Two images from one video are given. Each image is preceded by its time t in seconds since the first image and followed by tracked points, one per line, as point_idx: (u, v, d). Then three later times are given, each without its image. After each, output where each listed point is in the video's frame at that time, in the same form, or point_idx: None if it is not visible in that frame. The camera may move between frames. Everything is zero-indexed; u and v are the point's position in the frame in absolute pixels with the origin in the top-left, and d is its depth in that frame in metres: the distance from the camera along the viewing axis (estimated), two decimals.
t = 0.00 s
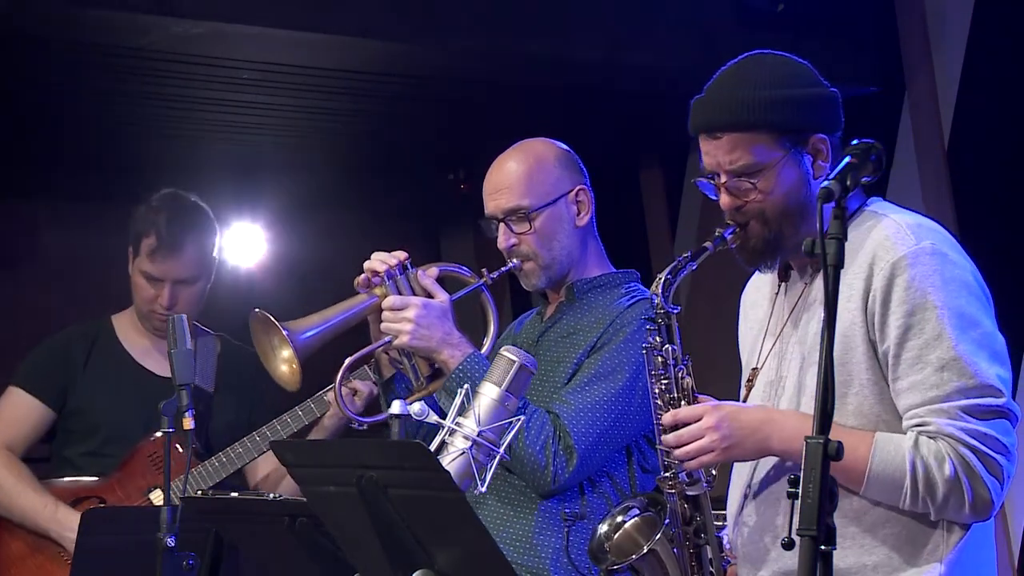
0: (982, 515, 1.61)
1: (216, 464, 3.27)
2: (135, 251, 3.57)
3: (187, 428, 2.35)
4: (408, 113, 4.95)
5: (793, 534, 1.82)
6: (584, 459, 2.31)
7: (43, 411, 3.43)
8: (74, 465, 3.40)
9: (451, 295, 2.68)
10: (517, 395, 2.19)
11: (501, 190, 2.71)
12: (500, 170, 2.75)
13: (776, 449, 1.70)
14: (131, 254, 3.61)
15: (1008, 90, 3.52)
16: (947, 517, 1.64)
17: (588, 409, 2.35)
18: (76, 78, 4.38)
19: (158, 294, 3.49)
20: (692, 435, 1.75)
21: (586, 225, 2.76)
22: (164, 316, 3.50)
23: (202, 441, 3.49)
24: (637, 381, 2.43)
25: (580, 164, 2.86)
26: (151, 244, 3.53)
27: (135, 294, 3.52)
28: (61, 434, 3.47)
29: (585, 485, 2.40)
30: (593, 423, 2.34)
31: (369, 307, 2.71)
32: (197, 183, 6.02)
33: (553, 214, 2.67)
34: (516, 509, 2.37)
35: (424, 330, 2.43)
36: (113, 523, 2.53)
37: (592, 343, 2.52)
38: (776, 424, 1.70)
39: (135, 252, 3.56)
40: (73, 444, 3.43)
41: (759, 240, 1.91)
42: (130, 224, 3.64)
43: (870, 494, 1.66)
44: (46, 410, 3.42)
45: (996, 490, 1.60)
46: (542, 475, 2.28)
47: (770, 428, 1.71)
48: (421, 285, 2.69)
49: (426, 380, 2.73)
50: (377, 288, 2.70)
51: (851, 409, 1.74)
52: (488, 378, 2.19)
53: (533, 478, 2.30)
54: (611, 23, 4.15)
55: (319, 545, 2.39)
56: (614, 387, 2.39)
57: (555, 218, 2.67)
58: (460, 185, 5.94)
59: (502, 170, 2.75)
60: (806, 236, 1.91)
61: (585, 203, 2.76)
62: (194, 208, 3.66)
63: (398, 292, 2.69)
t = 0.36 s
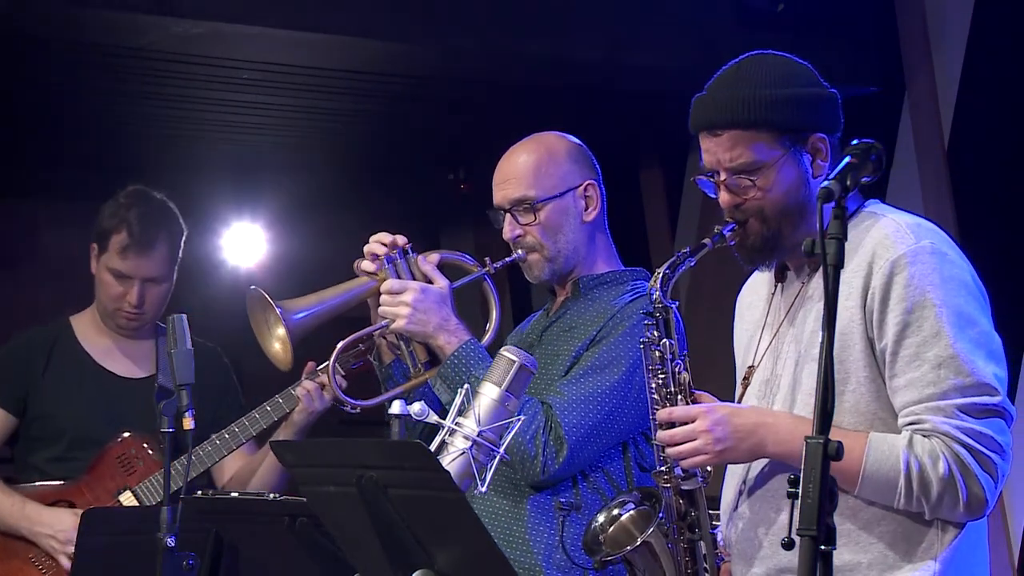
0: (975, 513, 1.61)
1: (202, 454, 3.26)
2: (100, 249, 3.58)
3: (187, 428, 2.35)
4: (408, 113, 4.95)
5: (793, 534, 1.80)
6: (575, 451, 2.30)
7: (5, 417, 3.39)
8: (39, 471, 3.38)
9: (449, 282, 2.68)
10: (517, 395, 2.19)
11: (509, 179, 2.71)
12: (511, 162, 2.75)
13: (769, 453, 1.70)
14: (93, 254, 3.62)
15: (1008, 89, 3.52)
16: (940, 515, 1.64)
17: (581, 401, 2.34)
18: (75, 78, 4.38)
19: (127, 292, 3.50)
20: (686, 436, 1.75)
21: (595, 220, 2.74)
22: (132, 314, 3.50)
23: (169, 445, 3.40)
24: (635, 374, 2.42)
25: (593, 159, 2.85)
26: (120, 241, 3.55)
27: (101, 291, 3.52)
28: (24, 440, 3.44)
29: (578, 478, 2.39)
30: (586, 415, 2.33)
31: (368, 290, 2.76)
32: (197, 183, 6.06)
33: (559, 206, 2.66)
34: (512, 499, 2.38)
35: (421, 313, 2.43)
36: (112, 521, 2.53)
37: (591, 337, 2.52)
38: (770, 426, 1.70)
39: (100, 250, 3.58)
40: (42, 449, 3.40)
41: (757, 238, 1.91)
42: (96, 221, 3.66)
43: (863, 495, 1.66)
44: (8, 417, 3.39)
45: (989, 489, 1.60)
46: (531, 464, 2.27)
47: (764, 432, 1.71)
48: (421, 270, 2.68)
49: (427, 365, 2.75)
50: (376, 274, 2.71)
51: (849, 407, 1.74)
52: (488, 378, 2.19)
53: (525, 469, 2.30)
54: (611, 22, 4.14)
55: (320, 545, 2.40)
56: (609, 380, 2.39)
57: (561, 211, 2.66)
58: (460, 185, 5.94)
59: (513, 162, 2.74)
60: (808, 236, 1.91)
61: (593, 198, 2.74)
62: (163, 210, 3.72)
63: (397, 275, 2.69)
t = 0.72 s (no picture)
0: (972, 510, 1.61)
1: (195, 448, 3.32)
2: (77, 249, 3.58)
3: (187, 428, 2.35)
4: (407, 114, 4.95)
5: (793, 534, 1.80)
6: (575, 453, 2.28)
7: None
8: (19, 476, 3.38)
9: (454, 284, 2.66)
10: (516, 395, 2.21)
11: (515, 181, 2.71)
12: (518, 164, 2.75)
13: (767, 448, 1.70)
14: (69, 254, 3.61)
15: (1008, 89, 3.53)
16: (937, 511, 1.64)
17: (582, 401, 2.33)
18: (75, 78, 4.38)
19: (103, 294, 3.50)
20: (684, 429, 1.75)
21: (604, 220, 2.73)
22: (109, 315, 3.51)
23: (151, 443, 3.45)
24: (637, 375, 2.39)
25: (603, 159, 2.84)
26: (97, 242, 3.55)
27: (76, 292, 3.52)
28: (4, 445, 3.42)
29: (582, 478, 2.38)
30: (587, 416, 2.32)
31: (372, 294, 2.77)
32: (197, 183, 6.06)
33: (566, 208, 2.66)
34: (515, 502, 2.37)
35: (422, 317, 2.43)
36: (112, 521, 2.53)
37: (596, 336, 2.50)
38: (769, 423, 1.70)
39: (76, 250, 3.57)
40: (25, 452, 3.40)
41: (759, 236, 1.91)
42: (73, 221, 3.65)
43: (862, 492, 1.66)
44: None
45: (986, 484, 1.60)
46: (531, 467, 2.27)
47: (762, 426, 1.71)
48: (425, 273, 2.66)
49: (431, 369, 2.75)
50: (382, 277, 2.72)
51: (847, 404, 1.74)
52: (488, 379, 2.21)
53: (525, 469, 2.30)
54: (612, 23, 4.15)
55: (319, 546, 2.39)
56: (611, 380, 2.37)
57: (568, 211, 2.66)
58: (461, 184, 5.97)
59: (520, 164, 2.75)
60: (808, 235, 1.91)
61: (602, 198, 2.74)
62: (140, 210, 3.71)
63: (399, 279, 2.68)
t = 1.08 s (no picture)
0: (975, 510, 1.61)
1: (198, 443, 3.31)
2: (79, 247, 3.57)
3: (187, 428, 2.34)
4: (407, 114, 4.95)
5: (793, 534, 1.80)
6: (579, 460, 2.22)
7: None
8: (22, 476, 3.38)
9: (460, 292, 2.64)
10: (516, 395, 2.33)
11: (522, 183, 2.67)
12: (527, 164, 2.71)
13: (769, 444, 1.70)
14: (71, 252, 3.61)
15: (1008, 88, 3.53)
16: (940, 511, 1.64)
17: (587, 405, 2.26)
18: (76, 78, 4.38)
19: (106, 292, 3.50)
20: (686, 426, 1.75)
21: (613, 221, 2.68)
22: (112, 313, 3.50)
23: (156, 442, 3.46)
24: (642, 378, 2.31)
25: (614, 158, 2.79)
26: (99, 239, 3.54)
27: (79, 290, 3.51)
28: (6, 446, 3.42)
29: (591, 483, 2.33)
30: (592, 421, 2.25)
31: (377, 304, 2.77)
32: (197, 182, 6.04)
33: (572, 210, 2.62)
34: (526, 509, 2.35)
35: (428, 325, 2.42)
36: (114, 521, 2.53)
37: (604, 338, 2.44)
38: (774, 420, 1.70)
39: (78, 248, 3.56)
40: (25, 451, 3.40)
41: (762, 234, 1.90)
42: (75, 218, 3.65)
43: (864, 491, 1.66)
44: None
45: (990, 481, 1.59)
46: (536, 474, 2.22)
47: (764, 422, 1.70)
48: (431, 281, 2.65)
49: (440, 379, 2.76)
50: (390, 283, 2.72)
51: (850, 402, 1.73)
52: (488, 379, 2.33)
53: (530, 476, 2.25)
54: (613, 23, 4.15)
55: (319, 546, 2.38)
56: (616, 383, 2.30)
57: (574, 214, 2.62)
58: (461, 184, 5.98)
59: (529, 164, 2.71)
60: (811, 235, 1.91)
61: (609, 199, 2.68)
62: (142, 208, 3.71)
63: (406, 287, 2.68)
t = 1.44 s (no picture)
0: (982, 513, 1.60)
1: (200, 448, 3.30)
2: (106, 249, 3.58)
3: (187, 428, 2.34)
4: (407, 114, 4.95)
5: (794, 534, 1.81)
6: (587, 471, 2.20)
7: (11, 422, 3.40)
8: (46, 472, 3.39)
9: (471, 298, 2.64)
10: (515, 394, 2.34)
11: (535, 188, 2.65)
12: (541, 167, 2.68)
13: (769, 456, 1.69)
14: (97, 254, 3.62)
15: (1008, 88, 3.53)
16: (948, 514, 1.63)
17: (594, 416, 2.24)
18: (75, 78, 4.38)
19: (131, 292, 3.50)
20: (688, 441, 1.76)
21: (628, 225, 2.64)
22: (136, 314, 3.50)
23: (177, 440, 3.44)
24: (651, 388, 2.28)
25: (629, 161, 2.75)
26: (125, 240, 3.55)
27: (104, 291, 3.51)
28: (31, 442, 3.45)
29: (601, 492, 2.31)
30: (599, 431, 2.23)
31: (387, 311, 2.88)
32: (197, 183, 6.07)
33: (585, 214, 2.58)
34: (537, 518, 2.35)
35: (438, 334, 2.43)
36: (114, 521, 2.53)
37: (613, 347, 2.41)
38: (775, 431, 1.69)
39: (104, 250, 3.57)
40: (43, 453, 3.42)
41: (754, 238, 1.90)
42: (102, 221, 3.67)
43: (868, 497, 1.66)
44: (14, 422, 3.40)
45: (995, 483, 1.59)
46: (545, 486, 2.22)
47: (766, 435, 1.70)
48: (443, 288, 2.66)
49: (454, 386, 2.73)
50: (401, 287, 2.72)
51: (852, 407, 1.74)
52: (488, 379, 2.34)
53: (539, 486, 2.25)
54: (613, 23, 4.15)
55: (319, 546, 2.38)
56: (625, 394, 2.27)
57: (587, 218, 2.58)
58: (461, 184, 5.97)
59: (543, 167, 2.68)
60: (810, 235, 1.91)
61: (623, 203, 2.64)
62: (167, 209, 3.72)
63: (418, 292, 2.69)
